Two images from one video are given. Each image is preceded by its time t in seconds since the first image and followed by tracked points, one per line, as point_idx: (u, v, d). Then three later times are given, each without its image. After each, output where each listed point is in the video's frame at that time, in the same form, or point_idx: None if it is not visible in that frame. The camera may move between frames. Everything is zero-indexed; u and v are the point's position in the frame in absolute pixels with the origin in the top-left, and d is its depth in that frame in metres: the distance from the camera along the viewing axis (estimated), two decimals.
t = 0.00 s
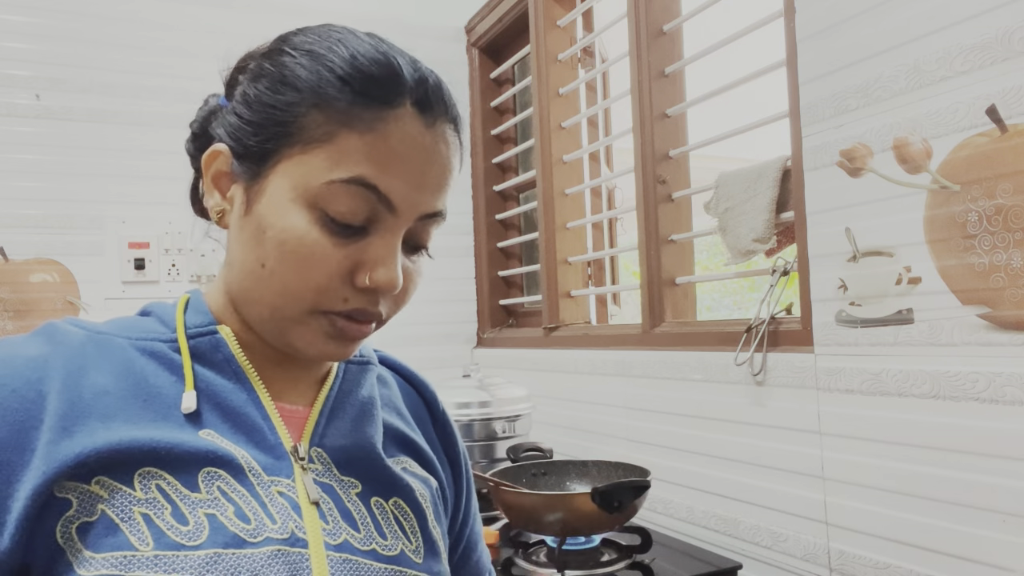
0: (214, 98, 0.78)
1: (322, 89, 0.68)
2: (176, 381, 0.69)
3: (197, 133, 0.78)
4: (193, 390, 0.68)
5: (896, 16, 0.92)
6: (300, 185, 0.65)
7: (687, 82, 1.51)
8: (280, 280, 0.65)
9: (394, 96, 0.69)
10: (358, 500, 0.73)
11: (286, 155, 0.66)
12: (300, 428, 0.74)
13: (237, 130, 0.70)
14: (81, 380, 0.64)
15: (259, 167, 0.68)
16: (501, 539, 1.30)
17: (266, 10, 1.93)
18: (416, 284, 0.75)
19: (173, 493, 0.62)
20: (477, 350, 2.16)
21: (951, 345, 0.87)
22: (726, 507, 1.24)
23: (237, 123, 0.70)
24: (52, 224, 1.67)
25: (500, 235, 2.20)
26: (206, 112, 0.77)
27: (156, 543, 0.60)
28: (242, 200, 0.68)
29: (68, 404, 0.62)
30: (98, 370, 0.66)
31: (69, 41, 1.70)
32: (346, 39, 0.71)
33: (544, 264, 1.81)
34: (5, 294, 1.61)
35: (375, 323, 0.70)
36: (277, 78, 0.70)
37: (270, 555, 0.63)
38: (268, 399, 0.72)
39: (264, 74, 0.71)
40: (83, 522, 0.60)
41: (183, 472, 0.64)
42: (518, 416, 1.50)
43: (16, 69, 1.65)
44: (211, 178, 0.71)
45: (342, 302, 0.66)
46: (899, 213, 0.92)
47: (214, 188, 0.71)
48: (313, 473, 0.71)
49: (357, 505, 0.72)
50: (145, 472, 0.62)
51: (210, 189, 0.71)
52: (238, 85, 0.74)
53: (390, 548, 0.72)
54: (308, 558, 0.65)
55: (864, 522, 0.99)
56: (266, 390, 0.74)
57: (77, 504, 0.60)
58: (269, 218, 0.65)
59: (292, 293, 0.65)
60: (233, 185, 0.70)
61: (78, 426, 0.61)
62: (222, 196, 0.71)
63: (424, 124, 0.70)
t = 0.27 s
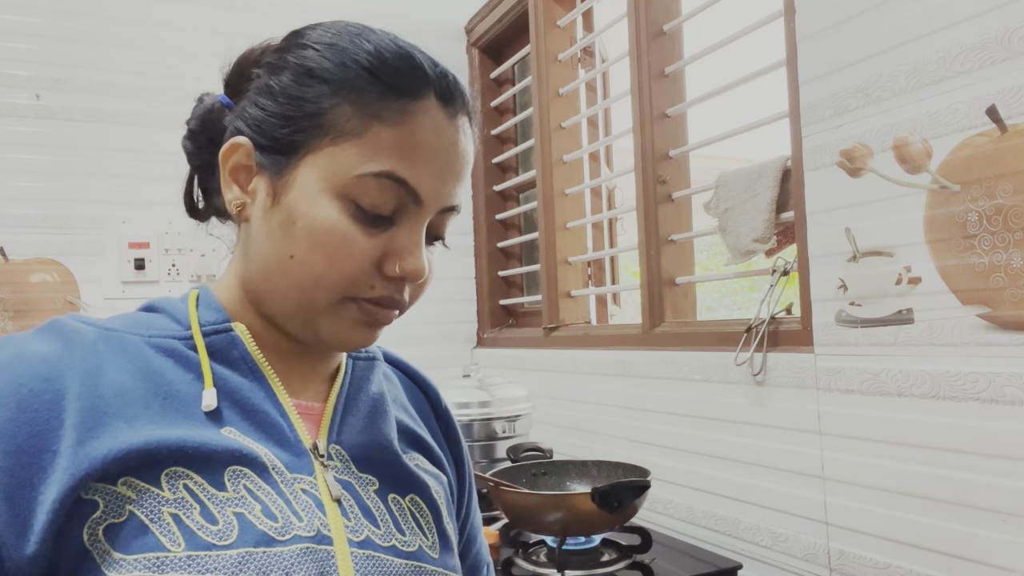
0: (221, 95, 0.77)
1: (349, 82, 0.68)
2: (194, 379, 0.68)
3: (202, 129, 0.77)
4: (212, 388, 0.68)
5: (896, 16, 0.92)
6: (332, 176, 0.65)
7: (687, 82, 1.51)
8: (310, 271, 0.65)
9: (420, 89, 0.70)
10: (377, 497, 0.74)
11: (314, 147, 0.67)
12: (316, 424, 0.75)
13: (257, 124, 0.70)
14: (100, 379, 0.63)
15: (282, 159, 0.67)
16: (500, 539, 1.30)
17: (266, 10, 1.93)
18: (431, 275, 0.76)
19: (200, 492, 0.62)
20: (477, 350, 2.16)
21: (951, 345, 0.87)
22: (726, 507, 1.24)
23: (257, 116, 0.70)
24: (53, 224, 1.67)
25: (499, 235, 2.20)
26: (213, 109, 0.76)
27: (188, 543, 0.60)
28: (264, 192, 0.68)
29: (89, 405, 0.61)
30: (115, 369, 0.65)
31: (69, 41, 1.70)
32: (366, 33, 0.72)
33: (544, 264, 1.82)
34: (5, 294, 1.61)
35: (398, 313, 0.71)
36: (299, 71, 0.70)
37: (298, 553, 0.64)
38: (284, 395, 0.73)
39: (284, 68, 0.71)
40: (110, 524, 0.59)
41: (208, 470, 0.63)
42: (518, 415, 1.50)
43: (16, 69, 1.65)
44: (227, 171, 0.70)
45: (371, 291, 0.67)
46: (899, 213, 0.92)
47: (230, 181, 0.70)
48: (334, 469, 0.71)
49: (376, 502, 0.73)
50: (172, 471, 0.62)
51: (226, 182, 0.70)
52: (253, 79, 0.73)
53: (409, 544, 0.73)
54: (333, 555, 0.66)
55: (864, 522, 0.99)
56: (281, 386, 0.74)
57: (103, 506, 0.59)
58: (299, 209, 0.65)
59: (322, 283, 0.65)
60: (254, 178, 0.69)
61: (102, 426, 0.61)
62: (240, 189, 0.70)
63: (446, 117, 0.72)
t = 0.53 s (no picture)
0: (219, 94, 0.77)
1: (355, 75, 0.69)
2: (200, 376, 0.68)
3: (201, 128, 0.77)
4: (219, 384, 0.68)
5: (896, 16, 0.92)
6: (341, 169, 0.66)
7: (687, 82, 1.51)
8: (321, 263, 0.65)
9: (425, 82, 0.71)
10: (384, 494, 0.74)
11: (322, 141, 0.67)
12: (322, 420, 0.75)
13: (263, 119, 0.70)
14: (105, 374, 0.63)
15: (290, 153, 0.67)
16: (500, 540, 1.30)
17: (267, 10, 1.93)
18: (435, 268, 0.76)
19: (208, 487, 0.62)
20: (477, 350, 2.16)
21: (951, 345, 0.87)
22: (726, 507, 1.24)
23: (262, 112, 0.70)
24: (52, 224, 1.67)
25: (500, 235, 2.20)
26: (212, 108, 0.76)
27: (196, 538, 0.60)
28: (272, 186, 0.68)
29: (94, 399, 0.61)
30: (121, 364, 0.65)
31: (69, 41, 1.70)
32: (368, 27, 0.72)
33: (544, 264, 1.82)
34: (5, 294, 1.61)
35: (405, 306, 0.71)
36: (304, 66, 0.70)
37: (308, 549, 0.63)
38: (291, 392, 0.73)
39: (289, 63, 0.71)
40: (117, 519, 0.59)
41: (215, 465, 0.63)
42: (518, 416, 1.50)
43: (16, 69, 1.65)
44: (232, 167, 0.70)
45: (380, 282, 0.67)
46: (899, 214, 0.92)
47: (236, 177, 0.70)
48: (340, 466, 0.71)
49: (383, 499, 0.73)
50: (180, 465, 0.62)
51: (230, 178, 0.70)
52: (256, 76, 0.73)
53: (416, 541, 0.73)
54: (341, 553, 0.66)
55: (864, 521, 0.99)
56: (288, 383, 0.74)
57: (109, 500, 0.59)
58: (309, 202, 0.65)
59: (333, 275, 0.65)
60: (261, 173, 0.69)
61: (108, 420, 0.61)
62: (246, 184, 0.70)
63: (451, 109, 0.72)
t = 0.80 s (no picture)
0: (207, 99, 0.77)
1: (342, 73, 0.69)
2: (205, 379, 0.68)
3: (189, 133, 0.77)
4: (224, 388, 0.67)
5: (896, 16, 0.92)
6: (331, 167, 0.66)
7: (687, 82, 1.51)
8: (311, 261, 0.65)
9: (411, 77, 0.71)
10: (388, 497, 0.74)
11: (310, 139, 0.67)
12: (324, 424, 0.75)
13: (252, 120, 0.70)
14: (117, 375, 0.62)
15: (279, 153, 0.67)
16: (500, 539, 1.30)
17: (266, 10, 1.93)
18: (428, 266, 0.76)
19: (223, 489, 0.62)
20: (477, 350, 2.16)
21: (951, 345, 0.87)
22: (726, 507, 1.24)
23: (251, 112, 0.70)
24: (53, 224, 1.67)
25: (500, 235, 2.20)
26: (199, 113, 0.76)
27: (212, 541, 0.60)
28: (262, 186, 0.68)
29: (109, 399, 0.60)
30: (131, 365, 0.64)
31: (69, 41, 1.70)
32: (354, 26, 0.72)
33: (544, 264, 1.82)
34: (5, 294, 1.61)
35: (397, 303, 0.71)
36: (291, 66, 0.70)
37: (321, 550, 0.64)
38: (295, 396, 0.73)
39: (276, 64, 0.71)
40: (135, 521, 0.59)
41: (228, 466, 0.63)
42: (518, 415, 1.50)
43: (16, 69, 1.65)
44: (222, 168, 0.70)
45: (371, 279, 0.67)
46: (899, 214, 0.92)
47: (225, 178, 0.70)
48: (346, 468, 0.72)
49: (387, 501, 0.74)
50: (195, 466, 0.62)
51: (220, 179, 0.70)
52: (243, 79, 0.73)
53: (421, 542, 0.74)
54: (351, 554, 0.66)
55: (864, 521, 0.99)
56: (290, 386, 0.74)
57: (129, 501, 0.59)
58: (299, 199, 0.65)
59: (323, 272, 0.65)
60: (250, 173, 0.69)
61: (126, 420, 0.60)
62: (235, 184, 0.70)
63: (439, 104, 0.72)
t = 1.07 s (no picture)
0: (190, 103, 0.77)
1: (321, 66, 0.69)
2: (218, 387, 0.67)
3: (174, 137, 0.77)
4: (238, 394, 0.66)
5: (896, 16, 0.92)
6: (314, 161, 0.66)
7: (687, 82, 1.51)
8: (296, 254, 0.65)
9: (391, 67, 0.71)
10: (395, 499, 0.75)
11: (292, 133, 0.66)
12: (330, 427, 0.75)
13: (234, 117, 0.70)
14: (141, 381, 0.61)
15: (263, 148, 0.67)
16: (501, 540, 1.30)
17: (266, 10, 1.93)
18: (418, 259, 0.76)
19: (253, 496, 0.61)
20: (477, 350, 2.16)
21: (951, 345, 0.87)
22: (726, 507, 1.24)
23: (234, 110, 0.70)
24: (53, 224, 1.67)
25: (499, 235, 2.20)
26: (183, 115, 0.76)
27: (246, 551, 0.59)
28: (247, 182, 0.68)
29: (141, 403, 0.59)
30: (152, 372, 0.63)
31: (69, 41, 1.70)
32: (332, 20, 0.72)
33: (544, 263, 1.82)
34: (5, 294, 1.61)
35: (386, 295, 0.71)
36: (271, 63, 0.70)
37: (344, 556, 0.64)
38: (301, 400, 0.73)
39: (256, 61, 0.71)
40: (177, 529, 0.57)
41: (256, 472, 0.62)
42: (518, 415, 1.50)
43: (16, 69, 1.65)
44: (206, 166, 0.70)
45: (359, 270, 0.66)
46: (899, 214, 0.92)
47: (210, 176, 0.70)
48: (354, 472, 0.72)
49: (395, 503, 0.75)
50: (229, 471, 0.61)
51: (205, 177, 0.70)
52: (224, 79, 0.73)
53: (429, 542, 0.75)
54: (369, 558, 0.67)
55: (863, 521, 0.99)
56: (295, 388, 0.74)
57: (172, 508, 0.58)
58: (283, 193, 0.65)
59: (309, 264, 0.65)
60: (235, 170, 0.69)
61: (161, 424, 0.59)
62: (220, 182, 0.70)
63: (421, 93, 0.72)
